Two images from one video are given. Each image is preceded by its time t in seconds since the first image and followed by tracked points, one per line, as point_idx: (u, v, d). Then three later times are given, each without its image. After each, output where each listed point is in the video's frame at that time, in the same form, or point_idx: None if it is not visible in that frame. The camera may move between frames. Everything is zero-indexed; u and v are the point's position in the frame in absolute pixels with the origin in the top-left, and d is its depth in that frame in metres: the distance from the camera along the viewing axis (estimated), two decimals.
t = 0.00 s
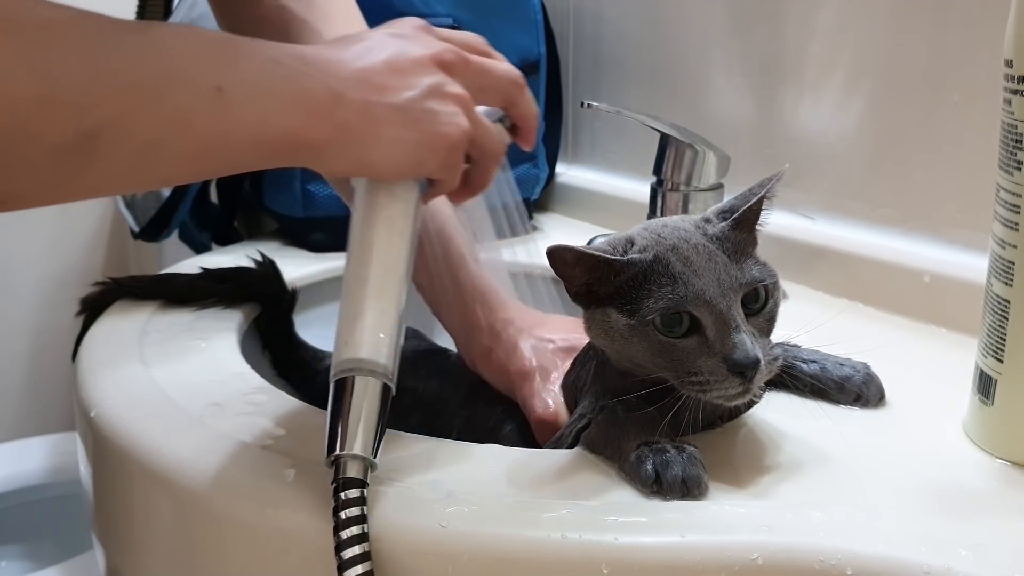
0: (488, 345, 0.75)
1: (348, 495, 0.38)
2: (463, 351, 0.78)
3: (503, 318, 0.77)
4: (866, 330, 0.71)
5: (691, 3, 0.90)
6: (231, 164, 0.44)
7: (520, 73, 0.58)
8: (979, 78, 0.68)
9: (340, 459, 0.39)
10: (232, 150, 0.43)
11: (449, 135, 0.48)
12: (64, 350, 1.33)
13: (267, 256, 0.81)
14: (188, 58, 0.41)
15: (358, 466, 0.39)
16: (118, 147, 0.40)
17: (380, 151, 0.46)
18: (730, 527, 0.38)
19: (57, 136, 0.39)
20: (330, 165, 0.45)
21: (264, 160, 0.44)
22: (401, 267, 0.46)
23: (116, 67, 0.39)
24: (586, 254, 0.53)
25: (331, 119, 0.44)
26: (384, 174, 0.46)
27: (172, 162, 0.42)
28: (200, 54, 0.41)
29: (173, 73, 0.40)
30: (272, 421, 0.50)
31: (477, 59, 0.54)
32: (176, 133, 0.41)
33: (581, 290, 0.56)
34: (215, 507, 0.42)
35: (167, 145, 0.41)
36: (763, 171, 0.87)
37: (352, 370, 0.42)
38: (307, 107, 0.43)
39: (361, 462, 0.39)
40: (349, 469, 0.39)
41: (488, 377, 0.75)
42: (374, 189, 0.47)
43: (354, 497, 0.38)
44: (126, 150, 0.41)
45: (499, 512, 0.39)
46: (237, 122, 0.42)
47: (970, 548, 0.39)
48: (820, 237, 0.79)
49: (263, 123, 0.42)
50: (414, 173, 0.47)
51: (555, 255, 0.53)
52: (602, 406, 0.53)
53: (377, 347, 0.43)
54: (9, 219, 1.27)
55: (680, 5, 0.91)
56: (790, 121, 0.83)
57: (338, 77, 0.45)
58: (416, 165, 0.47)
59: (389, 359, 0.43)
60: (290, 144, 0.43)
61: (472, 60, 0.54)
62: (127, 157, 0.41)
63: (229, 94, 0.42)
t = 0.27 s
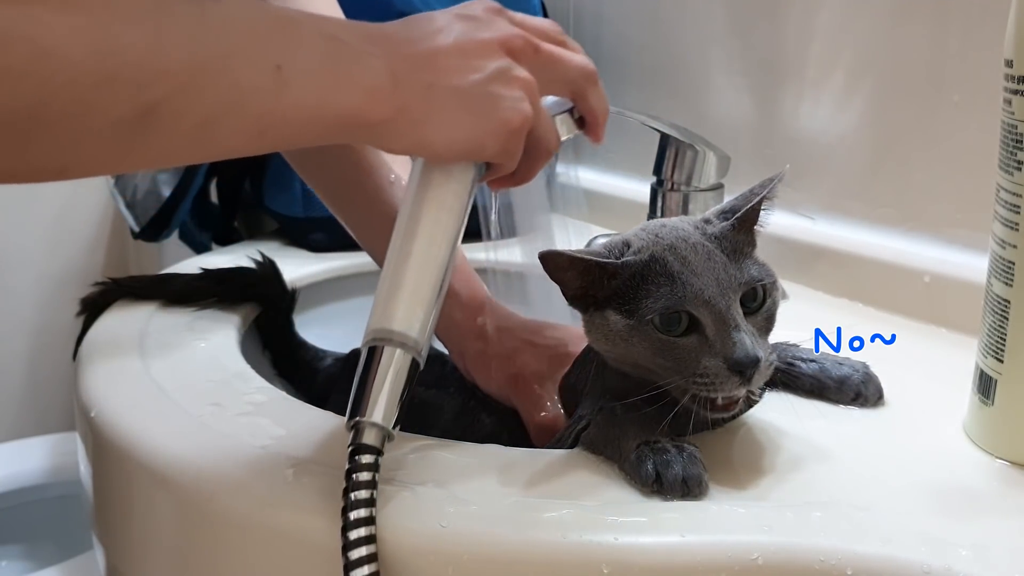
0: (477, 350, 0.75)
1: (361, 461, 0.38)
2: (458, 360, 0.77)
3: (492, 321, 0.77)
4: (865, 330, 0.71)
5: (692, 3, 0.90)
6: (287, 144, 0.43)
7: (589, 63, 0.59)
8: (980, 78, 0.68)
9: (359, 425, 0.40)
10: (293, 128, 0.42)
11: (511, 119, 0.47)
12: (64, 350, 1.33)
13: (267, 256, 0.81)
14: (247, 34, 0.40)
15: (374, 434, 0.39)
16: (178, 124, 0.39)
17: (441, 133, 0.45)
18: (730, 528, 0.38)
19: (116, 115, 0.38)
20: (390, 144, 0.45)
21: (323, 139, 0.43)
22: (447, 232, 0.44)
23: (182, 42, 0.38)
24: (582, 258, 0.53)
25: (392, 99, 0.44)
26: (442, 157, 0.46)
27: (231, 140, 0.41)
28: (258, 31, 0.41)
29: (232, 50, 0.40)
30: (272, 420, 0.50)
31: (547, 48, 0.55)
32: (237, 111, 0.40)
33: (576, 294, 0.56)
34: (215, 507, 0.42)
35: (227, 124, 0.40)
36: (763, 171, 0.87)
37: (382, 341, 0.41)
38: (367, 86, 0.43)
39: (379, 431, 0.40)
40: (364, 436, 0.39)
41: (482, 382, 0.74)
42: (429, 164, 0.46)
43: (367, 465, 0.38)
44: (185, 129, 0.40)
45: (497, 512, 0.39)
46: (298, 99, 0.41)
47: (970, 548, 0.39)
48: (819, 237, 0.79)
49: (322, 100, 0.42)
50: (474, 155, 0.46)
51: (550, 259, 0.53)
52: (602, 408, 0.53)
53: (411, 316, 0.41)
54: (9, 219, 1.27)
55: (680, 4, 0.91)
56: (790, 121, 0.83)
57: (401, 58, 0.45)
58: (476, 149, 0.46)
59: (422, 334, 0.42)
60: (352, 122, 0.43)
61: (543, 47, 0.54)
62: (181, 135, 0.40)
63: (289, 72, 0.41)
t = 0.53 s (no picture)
0: (470, 354, 0.75)
1: (385, 421, 0.40)
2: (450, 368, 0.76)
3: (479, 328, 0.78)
4: (865, 330, 0.71)
5: (692, 3, 0.90)
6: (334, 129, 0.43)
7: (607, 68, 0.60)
8: (980, 78, 0.68)
9: (384, 387, 0.41)
10: (343, 113, 0.42)
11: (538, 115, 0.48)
12: (64, 350, 1.33)
13: (266, 256, 0.81)
14: (304, 17, 0.41)
15: (398, 396, 0.41)
16: (233, 105, 0.40)
17: (476, 121, 0.46)
18: (730, 527, 0.38)
19: (170, 92, 0.38)
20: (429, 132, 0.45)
21: (370, 125, 0.44)
22: (471, 211, 0.46)
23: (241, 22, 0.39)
24: (582, 248, 0.54)
25: (434, 86, 0.44)
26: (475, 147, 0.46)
27: (280, 123, 0.41)
28: (312, 16, 0.41)
29: (287, 33, 0.40)
30: (272, 420, 0.50)
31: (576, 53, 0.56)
32: (288, 94, 0.40)
33: (578, 288, 0.57)
34: (214, 506, 0.42)
35: (280, 106, 0.40)
36: (764, 171, 0.86)
37: (410, 309, 0.43)
38: (413, 74, 0.43)
39: (402, 394, 0.41)
40: (389, 398, 0.41)
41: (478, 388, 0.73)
42: (461, 153, 0.46)
43: (390, 425, 0.40)
44: (237, 111, 0.40)
45: (496, 512, 0.40)
46: (348, 84, 0.41)
47: (970, 548, 0.39)
48: (820, 237, 0.79)
49: (373, 86, 0.42)
50: (503, 147, 0.47)
51: (545, 249, 0.54)
52: (604, 405, 0.53)
53: (436, 292, 0.43)
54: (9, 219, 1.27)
55: (680, 5, 0.91)
56: (790, 121, 0.83)
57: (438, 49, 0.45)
58: (507, 141, 0.47)
59: (446, 309, 0.44)
60: (398, 110, 0.43)
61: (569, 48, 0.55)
62: (236, 116, 0.40)
63: (341, 57, 0.41)
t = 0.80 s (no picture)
0: (469, 353, 0.75)
1: (381, 419, 0.40)
2: (445, 363, 0.77)
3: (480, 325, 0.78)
4: (864, 330, 0.71)
5: (692, 3, 0.90)
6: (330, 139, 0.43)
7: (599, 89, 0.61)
8: (980, 78, 0.68)
9: (380, 385, 0.41)
10: (338, 124, 0.42)
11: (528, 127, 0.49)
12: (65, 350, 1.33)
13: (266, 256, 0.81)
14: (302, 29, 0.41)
15: (394, 393, 0.41)
16: (237, 112, 0.40)
17: (466, 131, 0.46)
18: (730, 527, 0.38)
19: (174, 99, 0.38)
20: (420, 144, 0.46)
21: (367, 136, 0.44)
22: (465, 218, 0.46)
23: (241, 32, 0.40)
24: (568, 247, 0.54)
25: (426, 97, 0.45)
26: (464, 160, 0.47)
27: (277, 133, 0.42)
28: (310, 28, 0.42)
29: (286, 45, 0.41)
30: (272, 420, 0.50)
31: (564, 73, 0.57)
32: (286, 104, 0.41)
33: (569, 287, 0.58)
34: (214, 506, 0.42)
35: (277, 115, 0.41)
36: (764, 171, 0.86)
37: (404, 310, 0.43)
38: (406, 86, 0.44)
39: (399, 391, 0.41)
40: (386, 396, 0.41)
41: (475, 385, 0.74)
42: (453, 163, 0.47)
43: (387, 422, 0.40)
44: (237, 120, 0.40)
45: (496, 512, 0.40)
46: (343, 96, 0.42)
47: (970, 548, 0.39)
48: (820, 237, 0.79)
49: (370, 96, 0.43)
50: (493, 159, 0.48)
51: (533, 252, 0.54)
52: (596, 404, 0.54)
53: (431, 298, 0.44)
54: (9, 219, 1.27)
55: (680, 5, 0.91)
56: (790, 121, 0.83)
57: (432, 63, 0.47)
58: (496, 151, 0.47)
59: (441, 312, 0.44)
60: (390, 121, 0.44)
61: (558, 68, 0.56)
62: (239, 125, 0.40)
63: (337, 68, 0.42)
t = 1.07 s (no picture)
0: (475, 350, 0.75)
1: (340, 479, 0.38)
2: (444, 355, 0.77)
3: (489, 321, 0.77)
4: (865, 330, 0.71)
5: (691, 4, 0.90)
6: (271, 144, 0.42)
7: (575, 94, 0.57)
8: (980, 78, 0.68)
9: (340, 439, 0.39)
10: (268, 128, 0.41)
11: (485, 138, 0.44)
12: (65, 349, 1.33)
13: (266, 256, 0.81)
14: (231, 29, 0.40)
15: (355, 448, 0.39)
16: (158, 108, 0.39)
17: (416, 145, 0.42)
18: (730, 528, 0.38)
19: (87, 91, 0.38)
20: (367, 155, 0.43)
21: (302, 141, 0.42)
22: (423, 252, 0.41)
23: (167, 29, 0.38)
24: (540, 251, 0.57)
25: (367, 108, 0.42)
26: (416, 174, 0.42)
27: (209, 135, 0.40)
28: (243, 28, 0.40)
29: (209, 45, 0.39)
30: (272, 420, 0.50)
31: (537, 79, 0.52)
32: (215, 103, 0.39)
33: (549, 288, 0.60)
34: (213, 507, 0.42)
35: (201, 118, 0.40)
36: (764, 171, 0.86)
37: (363, 358, 0.39)
38: (345, 89, 0.41)
39: (359, 445, 0.39)
40: (344, 453, 0.38)
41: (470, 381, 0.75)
42: (403, 182, 0.43)
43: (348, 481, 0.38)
44: (158, 114, 0.39)
45: (496, 512, 0.40)
46: (273, 99, 0.40)
47: (970, 548, 0.39)
48: (820, 236, 0.79)
49: (303, 98, 0.40)
50: (447, 175, 0.43)
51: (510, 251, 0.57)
52: (595, 405, 0.55)
53: (386, 335, 0.40)
54: (9, 219, 1.27)
55: (680, 5, 0.91)
56: (790, 121, 0.83)
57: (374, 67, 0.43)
58: (449, 168, 0.43)
59: (402, 348, 0.40)
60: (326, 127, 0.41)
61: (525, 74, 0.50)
62: (161, 122, 0.39)
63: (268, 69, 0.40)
